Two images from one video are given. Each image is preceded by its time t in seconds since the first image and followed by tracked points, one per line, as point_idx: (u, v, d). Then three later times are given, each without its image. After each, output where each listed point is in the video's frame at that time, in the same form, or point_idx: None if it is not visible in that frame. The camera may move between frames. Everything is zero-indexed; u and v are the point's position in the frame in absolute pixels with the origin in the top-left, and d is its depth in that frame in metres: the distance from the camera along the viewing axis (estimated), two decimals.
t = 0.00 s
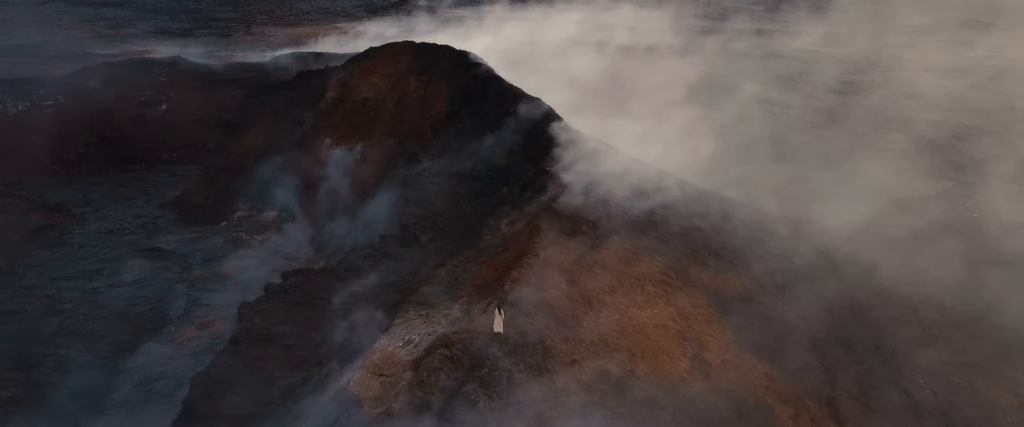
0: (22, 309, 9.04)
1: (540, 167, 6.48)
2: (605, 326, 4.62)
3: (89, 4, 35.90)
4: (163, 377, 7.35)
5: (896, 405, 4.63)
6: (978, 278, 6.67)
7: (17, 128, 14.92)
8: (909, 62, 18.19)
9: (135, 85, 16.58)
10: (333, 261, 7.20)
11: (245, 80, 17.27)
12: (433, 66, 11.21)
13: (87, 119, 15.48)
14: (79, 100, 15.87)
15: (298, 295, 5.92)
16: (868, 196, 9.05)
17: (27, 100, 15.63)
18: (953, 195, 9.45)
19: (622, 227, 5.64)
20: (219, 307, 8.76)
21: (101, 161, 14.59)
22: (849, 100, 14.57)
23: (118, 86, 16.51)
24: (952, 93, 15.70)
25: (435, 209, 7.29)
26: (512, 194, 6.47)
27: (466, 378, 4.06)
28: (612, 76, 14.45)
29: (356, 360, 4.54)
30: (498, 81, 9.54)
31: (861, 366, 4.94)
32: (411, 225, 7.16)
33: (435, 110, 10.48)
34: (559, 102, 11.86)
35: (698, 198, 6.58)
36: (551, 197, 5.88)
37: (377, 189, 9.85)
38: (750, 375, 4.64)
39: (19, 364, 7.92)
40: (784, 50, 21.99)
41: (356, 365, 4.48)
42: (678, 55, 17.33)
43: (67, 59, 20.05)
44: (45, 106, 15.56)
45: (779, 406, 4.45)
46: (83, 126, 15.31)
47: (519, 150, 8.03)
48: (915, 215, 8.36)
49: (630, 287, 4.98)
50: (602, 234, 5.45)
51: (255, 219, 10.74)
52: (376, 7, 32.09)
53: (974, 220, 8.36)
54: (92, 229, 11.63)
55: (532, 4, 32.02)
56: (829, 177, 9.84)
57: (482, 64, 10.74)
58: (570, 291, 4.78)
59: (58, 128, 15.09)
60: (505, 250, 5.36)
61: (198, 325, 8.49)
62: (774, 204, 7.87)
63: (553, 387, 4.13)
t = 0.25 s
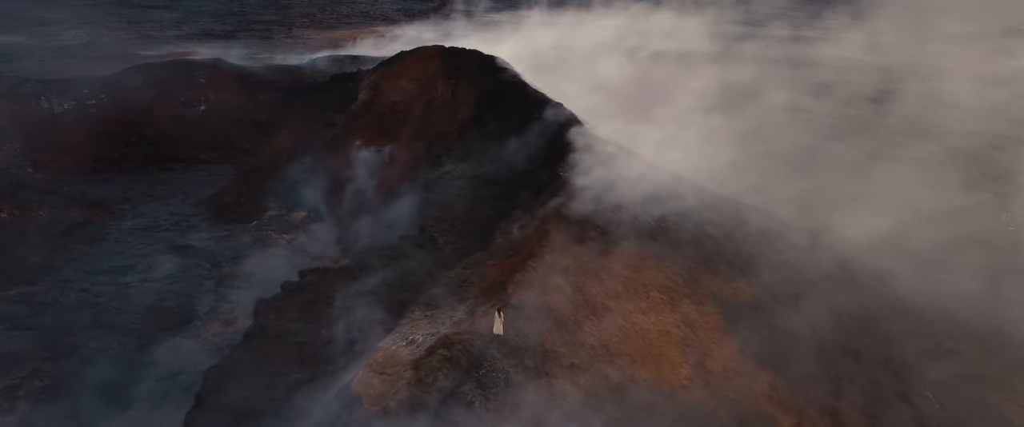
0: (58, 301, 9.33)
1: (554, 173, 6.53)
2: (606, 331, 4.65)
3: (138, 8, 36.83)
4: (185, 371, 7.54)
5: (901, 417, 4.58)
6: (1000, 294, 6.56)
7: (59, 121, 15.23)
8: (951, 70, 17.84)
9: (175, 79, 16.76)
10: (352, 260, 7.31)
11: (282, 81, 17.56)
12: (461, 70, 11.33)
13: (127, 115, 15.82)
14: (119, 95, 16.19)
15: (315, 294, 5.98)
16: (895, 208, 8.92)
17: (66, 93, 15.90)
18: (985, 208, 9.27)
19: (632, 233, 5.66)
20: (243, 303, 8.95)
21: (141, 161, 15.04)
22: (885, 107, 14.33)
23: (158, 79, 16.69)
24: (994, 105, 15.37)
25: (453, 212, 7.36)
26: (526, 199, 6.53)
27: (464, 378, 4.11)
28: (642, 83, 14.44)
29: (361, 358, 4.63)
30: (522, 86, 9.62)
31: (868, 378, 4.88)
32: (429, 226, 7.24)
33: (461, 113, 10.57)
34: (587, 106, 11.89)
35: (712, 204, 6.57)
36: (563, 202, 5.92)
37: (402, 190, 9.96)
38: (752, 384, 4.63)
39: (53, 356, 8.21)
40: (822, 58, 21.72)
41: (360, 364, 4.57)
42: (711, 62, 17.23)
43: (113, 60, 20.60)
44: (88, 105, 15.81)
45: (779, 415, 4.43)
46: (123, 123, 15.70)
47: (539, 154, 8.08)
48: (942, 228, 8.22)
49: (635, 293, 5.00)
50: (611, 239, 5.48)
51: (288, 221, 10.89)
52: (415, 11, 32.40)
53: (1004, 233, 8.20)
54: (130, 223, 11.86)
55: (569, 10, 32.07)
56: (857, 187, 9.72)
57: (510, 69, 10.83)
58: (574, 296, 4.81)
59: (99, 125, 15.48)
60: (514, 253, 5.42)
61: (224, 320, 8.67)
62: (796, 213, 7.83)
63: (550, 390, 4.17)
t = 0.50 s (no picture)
0: (91, 293, 9.62)
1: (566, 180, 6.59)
2: (608, 334, 4.68)
3: (184, 11, 37.71)
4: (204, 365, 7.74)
5: None
6: None
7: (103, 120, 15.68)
8: (994, 78, 17.44)
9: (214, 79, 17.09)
10: (371, 260, 7.42)
11: (318, 83, 17.84)
12: (488, 75, 11.45)
13: (167, 114, 16.21)
14: (161, 94, 16.61)
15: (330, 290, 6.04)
16: (923, 218, 8.78)
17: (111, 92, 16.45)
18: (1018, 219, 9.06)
19: (642, 239, 5.68)
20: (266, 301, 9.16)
21: (180, 160, 15.39)
22: (922, 116, 14.08)
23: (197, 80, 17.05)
24: None
25: (472, 214, 7.44)
26: (540, 203, 6.58)
27: (462, 377, 4.18)
28: (672, 90, 14.40)
29: (366, 355, 4.72)
30: (546, 90, 9.69)
31: (874, 389, 4.84)
32: (447, 228, 7.33)
33: (487, 117, 10.67)
34: (614, 112, 11.91)
35: (726, 210, 6.56)
36: (572, 208, 5.97)
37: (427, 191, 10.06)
38: (754, 391, 4.62)
39: (84, 347, 8.47)
40: (861, 65, 21.40)
41: (364, 361, 4.66)
42: (744, 69, 17.09)
43: (156, 60, 21.12)
44: (131, 104, 16.28)
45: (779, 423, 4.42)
46: (164, 123, 16.09)
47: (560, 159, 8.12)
48: (970, 239, 8.07)
49: (640, 298, 5.02)
50: (619, 244, 5.51)
51: (318, 220, 11.03)
52: (453, 14, 32.63)
53: None
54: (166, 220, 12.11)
55: (607, 15, 32.03)
56: (885, 196, 9.58)
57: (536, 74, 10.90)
58: (578, 299, 4.84)
59: (141, 124, 15.88)
60: (522, 256, 5.48)
61: (248, 317, 8.87)
62: (816, 222, 7.76)
63: (548, 391, 4.22)
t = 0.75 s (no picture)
0: (123, 287, 9.88)
1: (579, 185, 6.62)
2: (610, 338, 4.70)
3: (228, 13, 38.49)
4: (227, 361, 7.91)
5: None
6: None
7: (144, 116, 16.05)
8: None
9: (252, 78, 17.38)
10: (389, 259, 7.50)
11: (352, 84, 18.06)
12: (515, 81, 11.53)
13: (206, 112, 16.54)
14: (201, 92, 16.89)
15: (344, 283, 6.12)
16: (953, 226, 8.60)
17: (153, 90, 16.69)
18: None
19: (651, 245, 5.70)
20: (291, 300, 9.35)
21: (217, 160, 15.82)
22: (961, 126, 13.78)
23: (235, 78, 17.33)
24: None
25: (490, 216, 7.48)
26: (554, 206, 6.61)
27: (460, 376, 4.24)
28: (703, 97, 14.32)
29: (371, 353, 4.80)
30: (570, 94, 9.72)
31: (881, 400, 4.78)
32: (465, 230, 7.39)
33: (512, 121, 10.73)
34: (641, 119, 11.89)
35: (741, 217, 6.53)
36: (583, 212, 6.00)
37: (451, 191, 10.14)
38: (756, 399, 4.60)
39: (114, 340, 8.69)
40: (902, 74, 20.99)
41: (370, 358, 4.74)
42: (779, 77, 16.92)
43: (198, 61, 21.59)
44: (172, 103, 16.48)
45: None
46: (201, 122, 16.41)
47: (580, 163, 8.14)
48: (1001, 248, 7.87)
49: (645, 303, 5.04)
50: (628, 249, 5.52)
51: (346, 220, 11.20)
52: (490, 18, 32.79)
53: None
54: (199, 217, 12.39)
55: (644, 21, 31.93)
56: (916, 204, 9.40)
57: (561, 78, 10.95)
58: (581, 302, 4.88)
59: (180, 122, 16.23)
60: (530, 259, 5.52)
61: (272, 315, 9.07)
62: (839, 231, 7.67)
63: (545, 392, 4.26)
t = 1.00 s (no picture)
0: (154, 281, 10.16)
1: (593, 188, 6.66)
2: (612, 342, 4.73)
3: (271, 16, 39.22)
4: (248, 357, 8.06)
5: None
6: None
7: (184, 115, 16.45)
8: None
9: (289, 80, 17.72)
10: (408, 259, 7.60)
11: (386, 86, 18.28)
12: (542, 84, 11.59)
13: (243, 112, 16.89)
14: (239, 92, 17.23)
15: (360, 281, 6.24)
16: (985, 232, 8.39)
17: (193, 91, 17.07)
18: None
19: (661, 251, 5.71)
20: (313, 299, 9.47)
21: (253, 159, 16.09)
22: (1001, 136, 13.46)
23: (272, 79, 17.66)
24: None
25: (508, 218, 7.53)
26: (568, 209, 6.66)
27: (459, 375, 4.30)
28: (735, 104, 14.22)
29: (376, 350, 4.89)
30: (593, 98, 9.75)
31: (887, 411, 4.72)
32: (483, 232, 7.44)
33: (538, 125, 10.79)
34: (668, 126, 11.86)
35: (755, 224, 6.50)
36: (594, 216, 6.03)
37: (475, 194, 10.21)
38: (757, 407, 4.59)
39: (143, 332, 8.93)
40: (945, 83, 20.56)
41: (374, 356, 4.83)
42: (814, 83, 16.71)
43: (238, 63, 22.05)
44: (211, 103, 16.88)
45: None
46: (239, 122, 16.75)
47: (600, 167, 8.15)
48: None
49: (650, 308, 5.06)
50: (637, 254, 5.54)
51: (373, 221, 11.37)
52: (527, 22, 32.90)
53: None
54: (232, 215, 12.67)
55: (682, 27, 31.75)
56: (949, 209, 9.18)
57: (587, 82, 10.97)
58: (585, 306, 4.91)
59: (218, 121, 16.59)
60: (539, 261, 5.57)
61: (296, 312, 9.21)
62: (863, 237, 7.54)
63: (542, 393, 4.30)
